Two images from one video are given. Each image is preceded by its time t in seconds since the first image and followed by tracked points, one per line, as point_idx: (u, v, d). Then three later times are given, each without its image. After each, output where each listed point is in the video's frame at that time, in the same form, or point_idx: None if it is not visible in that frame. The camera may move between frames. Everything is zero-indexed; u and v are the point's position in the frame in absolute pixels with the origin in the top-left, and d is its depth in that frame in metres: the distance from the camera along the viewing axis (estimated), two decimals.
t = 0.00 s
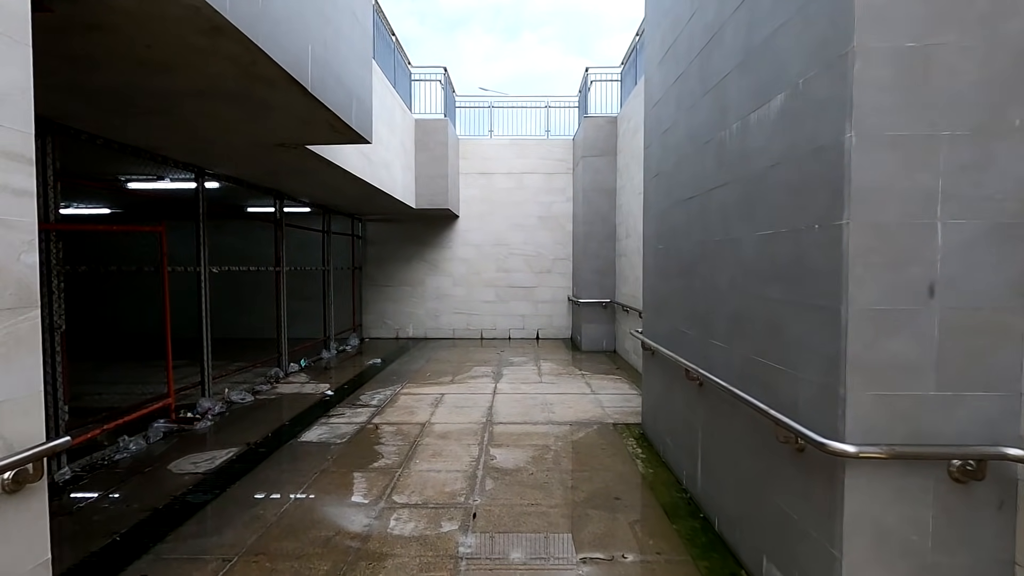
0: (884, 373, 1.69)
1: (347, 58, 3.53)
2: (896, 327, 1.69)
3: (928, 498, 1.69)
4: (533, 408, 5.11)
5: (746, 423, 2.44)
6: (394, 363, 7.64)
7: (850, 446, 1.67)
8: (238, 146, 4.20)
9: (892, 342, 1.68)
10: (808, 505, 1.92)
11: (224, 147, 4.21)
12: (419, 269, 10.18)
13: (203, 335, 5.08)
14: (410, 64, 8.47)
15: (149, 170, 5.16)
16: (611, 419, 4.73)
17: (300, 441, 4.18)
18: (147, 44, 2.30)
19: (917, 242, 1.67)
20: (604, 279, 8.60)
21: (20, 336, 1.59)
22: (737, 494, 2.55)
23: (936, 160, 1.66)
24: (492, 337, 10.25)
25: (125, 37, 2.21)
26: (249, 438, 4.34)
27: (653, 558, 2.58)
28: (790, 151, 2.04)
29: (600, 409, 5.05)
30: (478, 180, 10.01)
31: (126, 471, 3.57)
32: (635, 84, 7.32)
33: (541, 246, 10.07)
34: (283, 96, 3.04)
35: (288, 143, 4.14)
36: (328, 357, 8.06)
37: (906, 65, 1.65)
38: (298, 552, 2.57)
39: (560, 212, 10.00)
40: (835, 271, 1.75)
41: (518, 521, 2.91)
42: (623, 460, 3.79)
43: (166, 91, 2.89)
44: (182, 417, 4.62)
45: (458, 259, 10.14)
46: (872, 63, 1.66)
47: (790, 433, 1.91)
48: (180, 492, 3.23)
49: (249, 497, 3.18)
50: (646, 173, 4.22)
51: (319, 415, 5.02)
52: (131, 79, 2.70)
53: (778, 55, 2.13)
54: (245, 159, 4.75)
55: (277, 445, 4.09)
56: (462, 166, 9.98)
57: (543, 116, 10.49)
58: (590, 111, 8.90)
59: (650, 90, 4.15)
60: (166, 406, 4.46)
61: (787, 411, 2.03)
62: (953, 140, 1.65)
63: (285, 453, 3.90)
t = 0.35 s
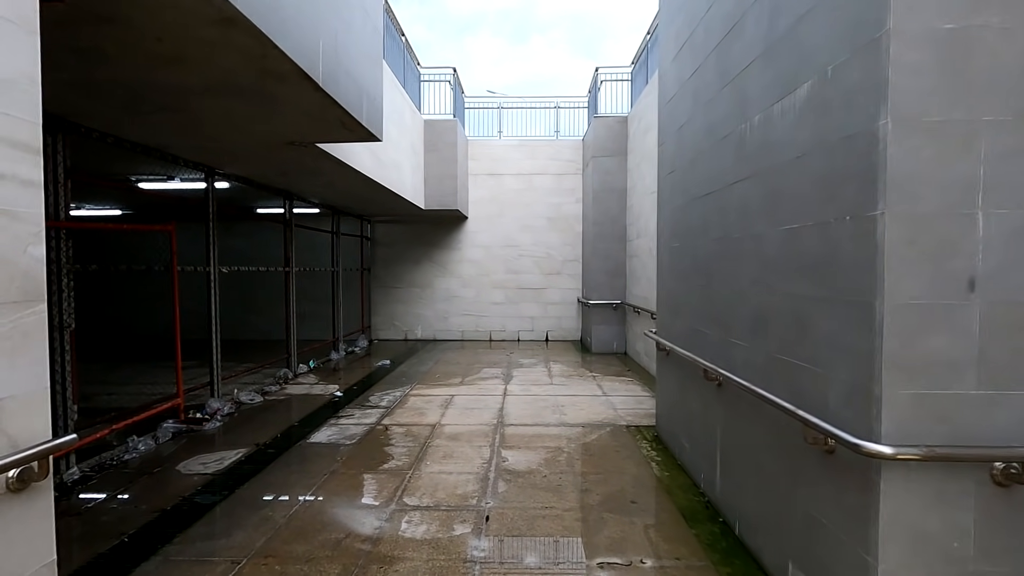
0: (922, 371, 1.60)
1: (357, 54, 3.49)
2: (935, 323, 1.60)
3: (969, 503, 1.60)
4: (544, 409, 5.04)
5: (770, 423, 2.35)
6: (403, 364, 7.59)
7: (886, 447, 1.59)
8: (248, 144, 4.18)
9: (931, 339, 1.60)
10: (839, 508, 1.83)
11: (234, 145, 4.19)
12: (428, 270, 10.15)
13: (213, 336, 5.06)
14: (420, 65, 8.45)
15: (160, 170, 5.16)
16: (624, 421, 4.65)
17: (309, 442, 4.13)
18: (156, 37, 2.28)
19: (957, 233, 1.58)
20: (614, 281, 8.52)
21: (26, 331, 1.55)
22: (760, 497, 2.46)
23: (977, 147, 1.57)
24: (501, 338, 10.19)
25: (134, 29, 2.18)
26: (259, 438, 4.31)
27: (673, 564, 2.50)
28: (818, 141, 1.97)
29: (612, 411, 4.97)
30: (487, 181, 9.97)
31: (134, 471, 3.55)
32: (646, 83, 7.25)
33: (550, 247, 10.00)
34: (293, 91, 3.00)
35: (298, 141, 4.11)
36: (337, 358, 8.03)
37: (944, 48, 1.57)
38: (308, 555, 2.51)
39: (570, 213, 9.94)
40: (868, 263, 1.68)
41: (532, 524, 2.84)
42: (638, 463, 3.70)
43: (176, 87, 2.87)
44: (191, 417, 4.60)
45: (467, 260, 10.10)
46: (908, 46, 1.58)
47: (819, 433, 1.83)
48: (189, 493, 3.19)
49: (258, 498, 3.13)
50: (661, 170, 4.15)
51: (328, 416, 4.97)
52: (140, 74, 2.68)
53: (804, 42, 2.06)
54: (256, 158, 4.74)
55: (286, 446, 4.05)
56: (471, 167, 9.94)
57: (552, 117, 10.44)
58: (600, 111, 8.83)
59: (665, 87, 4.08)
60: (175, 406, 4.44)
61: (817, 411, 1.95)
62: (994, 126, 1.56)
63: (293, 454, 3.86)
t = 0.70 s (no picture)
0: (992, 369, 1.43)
1: (364, 38, 3.37)
2: (1007, 315, 1.42)
3: None
4: (555, 409, 4.89)
5: (805, 426, 2.18)
6: (411, 363, 7.47)
7: (949, 453, 1.41)
8: (253, 135, 4.06)
9: (1001, 333, 1.42)
10: (889, 519, 1.66)
11: (238, 136, 4.07)
12: (436, 268, 10.03)
13: (217, 332, 4.96)
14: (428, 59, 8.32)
15: (164, 162, 5.07)
16: (640, 422, 4.49)
17: (314, 442, 4.01)
18: (151, 14, 2.15)
19: None
20: (626, 278, 8.34)
21: (3, 321, 1.42)
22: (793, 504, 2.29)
23: None
24: (510, 337, 10.05)
25: (127, 4, 2.05)
26: (263, 437, 4.19)
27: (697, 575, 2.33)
28: (864, 117, 1.79)
29: (626, 411, 4.81)
30: (496, 177, 9.83)
31: (135, 471, 3.45)
32: (659, 75, 7.06)
33: (560, 244, 9.85)
34: (296, 75, 2.87)
35: (303, 132, 3.99)
36: (344, 356, 7.93)
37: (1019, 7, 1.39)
38: (313, 561, 2.38)
39: (580, 210, 9.77)
40: (926, 249, 1.50)
41: (546, 530, 2.69)
42: (655, 465, 3.54)
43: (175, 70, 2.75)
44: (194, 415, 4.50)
45: (475, 258, 9.97)
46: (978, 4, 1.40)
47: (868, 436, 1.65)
48: (189, 494, 3.08)
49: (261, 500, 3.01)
50: (678, 162, 3.99)
51: (334, 415, 4.86)
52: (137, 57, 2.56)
53: (848, 11, 1.89)
54: (261, 151, 4.63)
55: (291, 446, 3.93)
56: (479, 163, 9.80)
57: (562, 112, 10.27)
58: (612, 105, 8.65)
59: (683, 74, 3.92)
60: (178, 404, 4.34)
61: (863, 412, 1.78)
62: None
63: (298, 454, 3.74)
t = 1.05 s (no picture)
0: None
1: (355, 19, 3.09)
2: None
3: None
4: (562, 417, 4.63)
5: (855, 454, 1.90)
6: (411, 364, 7.22)
7: None
8: (241, 125, 3.80)
9: None
10: None
11: (224, 126, 3.80)
12: (438, 265, 9.77)
13: (206, 335, 4.71)
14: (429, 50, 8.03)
15: (149, 156, 4.82)
16: (653, 432, 4.22)
17: (305, 455, 3.75)
18: None
19: None
20: (634, 277, 8.05)
21: None
22: (838, 541, 2.00)
23: None
24: (514, 337, 9.78)
25: None
26: (252, 448, 3.94)
27: None
28: (939, 95, 1.50)
29: (638, 420, 4.54)
30: (499, 172, 9.55)
31: (110, 488, 3.21)
32: (670, 65, 6.75)
33: (566, 242, 9.56)
34: (280, 57, 2.60)
35: (294, 123, 3.73)
36: (343, 357, 7.69)
37: None
38: None
39: (586, 206, 9.49)
40: None
41: (555, 561, 2.43)
42: (672, 483, 3.27)
43: (144, 51, 2.47)
44: (180, 424, 4.27)
45: (478, 255, 9.70)
46: None
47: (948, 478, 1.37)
48: (166, 517, 2.83)
49: (243, 523, 2.76)
50: (696, 154, 3.71)
51: (329, 422, 4.60)
52: (99, 35, 2.29)
53: None
54: (251, 144, 4.37)
55: (280, 459, 3.67)
56: (483, 158, 9.52)
57: (568, 106, 9.96)
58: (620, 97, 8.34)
59: (702, 58, 3.61)
60: (162, 412, 4.11)
61: (938, 447, 1.50)
62: None
63: (286, 468, 3.49)
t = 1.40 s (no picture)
0: None
1: None
2: None
3: None
4: (567, 425, 4.38)
5: (913, 488, 1.65)
6: (409, 366, 6.98)
7: None
8: (223, 114, 3.53)
9: None
10: None
11: (204, 115, 3.53)
12: (437, 263, 9.51)
13: (191, 338, 4.46)
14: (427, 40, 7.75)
15: (129, 149, 4.56)
16: (664, 441, 3.97)
17: (293, 469, 3.50)
18: None
19: None
20: (639, 275, 7.79)
21: None
22: None
23: None
24: (515, 337, 9.53)
25: None
26: (236, 461, 3.69)
27: None
28: None
29: (647, 428, 4.29)
30: (500, 167, 9.28)
31: (79, 508, 2.98)
32: (679, 55, 6.48)
33: (568, 239, 9.30)
34: (256, 36, 2.33)
35: (280, 111, 3.47)
36: (339, 358, 7.44)
37: None
38: None
39: (589, 202, 9.22)
40: None
41: None
42: (689, 502, 3.02)
43: (103, 28, 2.21)
44: (162, 435, 4.04)
45: (478, 253, 9.44)
46: None
47: None
48: (136, 544, 2.58)
49: (219, 551, 2.51)
50: (711, 146, 3.45)
51: (320, 431, 4.35)
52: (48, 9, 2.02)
53: None
54: (236, 135, 4.11)
55: (266, 474, 3.42)
56: (482, 152, 9.25)
57: (570, 99, 9.68)
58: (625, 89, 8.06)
59: (719, 42, 3.34)
60: (141, 422, 3.88)
61: None
62: None
63: (271, 485, 3.24)
